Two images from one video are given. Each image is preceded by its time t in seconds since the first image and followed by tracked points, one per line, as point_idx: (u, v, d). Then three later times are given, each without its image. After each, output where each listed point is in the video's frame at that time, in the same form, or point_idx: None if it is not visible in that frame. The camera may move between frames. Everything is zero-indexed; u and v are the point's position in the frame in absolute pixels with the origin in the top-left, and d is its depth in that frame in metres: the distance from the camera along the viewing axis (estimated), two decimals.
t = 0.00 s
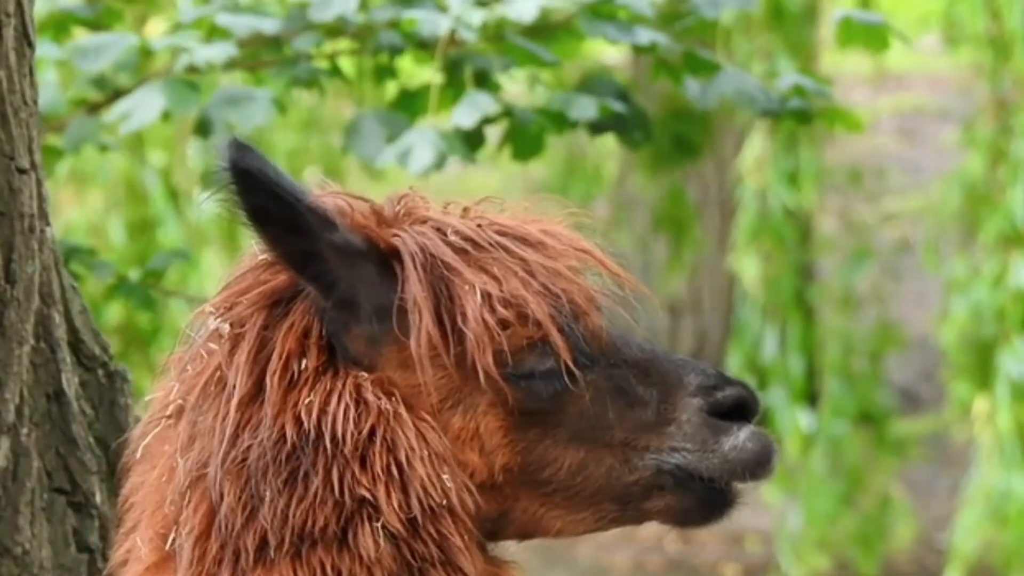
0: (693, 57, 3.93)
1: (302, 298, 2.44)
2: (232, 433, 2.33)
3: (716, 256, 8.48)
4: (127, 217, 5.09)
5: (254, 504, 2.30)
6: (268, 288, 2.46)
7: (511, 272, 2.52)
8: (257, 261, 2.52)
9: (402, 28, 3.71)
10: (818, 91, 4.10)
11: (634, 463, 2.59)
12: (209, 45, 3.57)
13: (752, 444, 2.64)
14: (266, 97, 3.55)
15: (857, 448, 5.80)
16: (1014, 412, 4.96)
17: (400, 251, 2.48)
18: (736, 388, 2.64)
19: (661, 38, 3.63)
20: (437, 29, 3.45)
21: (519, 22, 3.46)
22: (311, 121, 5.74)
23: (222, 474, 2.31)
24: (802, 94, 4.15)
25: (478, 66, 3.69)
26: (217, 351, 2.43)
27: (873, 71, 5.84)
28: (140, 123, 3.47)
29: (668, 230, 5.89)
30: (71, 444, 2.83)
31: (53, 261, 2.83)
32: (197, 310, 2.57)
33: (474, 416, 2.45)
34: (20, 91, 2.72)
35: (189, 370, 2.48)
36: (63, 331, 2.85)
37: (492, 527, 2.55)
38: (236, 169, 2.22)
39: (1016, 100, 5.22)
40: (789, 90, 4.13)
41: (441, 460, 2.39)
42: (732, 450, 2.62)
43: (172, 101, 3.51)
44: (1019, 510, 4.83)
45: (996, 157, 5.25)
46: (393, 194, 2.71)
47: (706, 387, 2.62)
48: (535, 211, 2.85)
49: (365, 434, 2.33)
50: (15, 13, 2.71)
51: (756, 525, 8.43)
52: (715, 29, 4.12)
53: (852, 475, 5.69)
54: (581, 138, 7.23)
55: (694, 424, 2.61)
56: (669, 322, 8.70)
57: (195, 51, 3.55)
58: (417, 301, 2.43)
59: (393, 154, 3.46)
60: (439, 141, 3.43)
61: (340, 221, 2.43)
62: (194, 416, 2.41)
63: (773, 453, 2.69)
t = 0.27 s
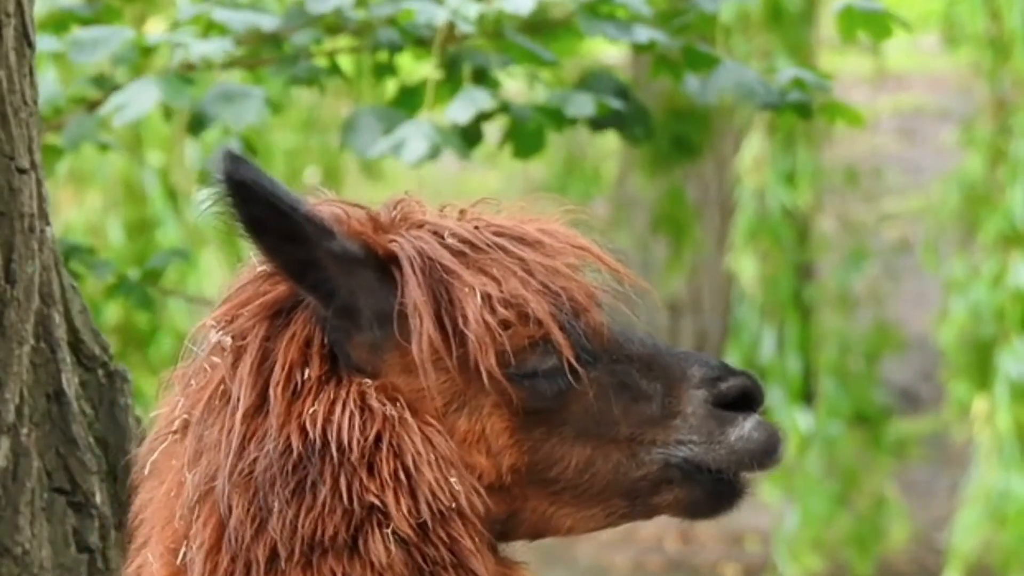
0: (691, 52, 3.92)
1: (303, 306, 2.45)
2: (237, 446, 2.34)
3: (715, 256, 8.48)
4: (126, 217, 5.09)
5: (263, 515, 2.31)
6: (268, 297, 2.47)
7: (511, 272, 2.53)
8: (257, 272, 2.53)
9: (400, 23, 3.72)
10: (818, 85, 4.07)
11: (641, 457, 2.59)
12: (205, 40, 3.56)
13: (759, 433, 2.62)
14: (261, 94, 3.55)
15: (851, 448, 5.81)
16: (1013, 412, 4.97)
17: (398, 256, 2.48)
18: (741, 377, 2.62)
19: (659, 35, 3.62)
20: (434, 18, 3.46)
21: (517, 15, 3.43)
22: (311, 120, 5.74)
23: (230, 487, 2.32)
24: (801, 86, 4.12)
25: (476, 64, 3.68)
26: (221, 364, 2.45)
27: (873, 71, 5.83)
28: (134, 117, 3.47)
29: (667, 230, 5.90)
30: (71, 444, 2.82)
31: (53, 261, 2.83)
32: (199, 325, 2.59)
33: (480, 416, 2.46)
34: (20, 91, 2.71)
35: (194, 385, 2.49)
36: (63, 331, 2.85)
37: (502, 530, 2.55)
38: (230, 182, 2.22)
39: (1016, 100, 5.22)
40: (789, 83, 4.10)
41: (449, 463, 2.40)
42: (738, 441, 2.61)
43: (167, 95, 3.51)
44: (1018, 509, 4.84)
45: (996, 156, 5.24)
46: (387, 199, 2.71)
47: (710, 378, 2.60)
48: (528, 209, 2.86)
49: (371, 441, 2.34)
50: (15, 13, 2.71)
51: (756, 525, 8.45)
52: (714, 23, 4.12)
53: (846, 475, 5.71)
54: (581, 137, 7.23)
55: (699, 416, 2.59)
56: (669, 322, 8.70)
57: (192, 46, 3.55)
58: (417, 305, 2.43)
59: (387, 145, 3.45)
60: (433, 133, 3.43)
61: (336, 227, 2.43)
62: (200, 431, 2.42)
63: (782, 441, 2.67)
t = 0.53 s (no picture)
0: (691, 48, 3.90)
1: (319, 333, 2.47)
2: (268, 475, 2.35)
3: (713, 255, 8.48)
4: (125, 217, 5.09)
5: (299, 541, 2.32)
6: (283, 325, 2.51)
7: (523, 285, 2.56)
8: (273, 298, 2.57)
9: (396, 15, 3.72)
10: (818, 82, 4.06)
11: (670, 449, 2.64)
12: (201, 36, 3.58)
13: (783, 413, 2.66)
14: (257, 86, 3.57)
15: (846, 447, 5.83)
16: (1013, 412, 4.97)
17: (411, 278, 2.48)
18: (760, 358, 2.64)
19: (659, 26, 3.60)
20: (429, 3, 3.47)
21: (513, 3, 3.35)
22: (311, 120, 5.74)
23: (263, 515, 2.33)
24: (802, 85, 4.11)
25: (474, 55, 3.66)
26: (244, 394, 2.47)
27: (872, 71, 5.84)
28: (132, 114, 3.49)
29: (666, 230, 5.90)
30: (71, 444, 2.82)
31: (53, 261, 2.84)
32: (216, 356, 2.62)
33: (506, 426, 2.50)
34: (20, 92, 2.71)
35: (216, 417, 2.52)
36: (63, 331, 2.85)
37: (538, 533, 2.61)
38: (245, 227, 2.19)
39: (1015, 100, 5.23)
40: (789, 81, 4.08)
41: (484, 480, 2.44)
42: (764, 423, 2.65)
43: (163, 90, 3.52)
44: (1017, 509, 4.84)
45: (995, 157, 5.25)
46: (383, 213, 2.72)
47: (730, 363, 2.64)
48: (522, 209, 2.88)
49: (406, 463, 2.36)
50: (15, 13, 2.71)
51: (755, 525, 8.47)
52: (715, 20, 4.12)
53: (840, 476, 5.76)
54: (580, 138, 7.23)
55: (722, 403, 2.63)
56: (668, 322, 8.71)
57: (188, 40, 3.56)
58: (434, 328, 2.43)
59: (382, 132, 3.47)
60: (428, 120, 3.43)
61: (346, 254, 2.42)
62: (225, 461, 2.43)
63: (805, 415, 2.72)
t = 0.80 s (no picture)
0: (690, 42, 3.89)
1: (347, 351, 2.53)
2: (294, 495, 2.44)
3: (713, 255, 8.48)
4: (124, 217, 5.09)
5: (322, 562, 2.41)
6: (312, 343, 2.56)
7: (548, 298, 2.61)
8: (299, 317, 2.62)
9: (396, 16, 3.71)
10: (819, 75, 4.02)
11: (700, 463, 2.67)
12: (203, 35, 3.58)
13: (814, 425, 2.67)
14: (258, 87, 3.57)
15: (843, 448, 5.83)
16: (1013, 413, 4.97)
17: (435, 292, 2.55)
18: (791, 370, 2.67)
19: (658, 22, 3.62)
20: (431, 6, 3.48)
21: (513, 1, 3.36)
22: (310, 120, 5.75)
23: (289, 536, 2.42)
24: (802, 77, 4.08)
25: (474, 53, 3.69)
26: (272, 414, 2.55)
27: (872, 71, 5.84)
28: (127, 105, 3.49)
29: (666, 230, 5.90)
30: (71, 444, 2.82)
31: (53, 261, 2.83)
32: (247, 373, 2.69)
33: (535, 441, 2.55)
34: (20, 91, 2.70)
35: (245, 434, 2.60)
36: (63, 331, 2.85)
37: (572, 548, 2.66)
38: (266, 241, 2.25)
39: (1014, 100, 5.23)
40: (789, 73, 4.04)
41: (504, 496, 2.50)
42: (796, 436, 2.66)
43: (161, 85, 3.52)
44: (1017, 509, 4.85)
45: (994, 157, 5.25)
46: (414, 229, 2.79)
47: (760, 376, 2.67)
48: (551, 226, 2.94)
49: (425, 481, 2.43)
50: (15, 13, 2.70)
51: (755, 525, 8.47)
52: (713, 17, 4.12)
53: (836, 476, 5.75)
54: (580, 137, 7.23)
55: (753, 417, 2.66)
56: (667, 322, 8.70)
57: (189, 39, 3.56)
58: (457, 341, 2.49)
59: (384, 136, 3.48)
60: (430, 124, 3.43)
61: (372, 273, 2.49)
62: (255, 481, 2.52)
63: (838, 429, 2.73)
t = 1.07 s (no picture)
0: (688, 39, 3.89)
1: (364, 366, 2.56)
2: (307, 515, 2.49)
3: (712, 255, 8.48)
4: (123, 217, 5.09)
5: None
6: (331, 359, 2.61)
7: (563, 311, 2.62)
8: (318, 333, 2.67)
9: (396, 16, 3.71)
10: (818, 70, 4.00)
11: (718, 478, 2.66)
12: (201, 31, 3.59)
13: (833, 441, 2.68)
14: (255, 80, 3.57)
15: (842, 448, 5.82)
16: (1013, 413, 4.97)
17: (451, 306, 2.57)
18: (810, 385, 2.68)
19: (657, 21, 3.65)
20: (431, 8, 3.49)
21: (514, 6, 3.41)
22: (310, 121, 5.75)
23: (301, 555, 2.46)
24: (801, 72, 4.06)
25: (474, 54, 3.69)
26: (289, 430, 2.60)
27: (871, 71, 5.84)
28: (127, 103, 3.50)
29: (666, 231, 5.91)
30: (71, 445, 2.81)
31: (53, 261, 2.83)
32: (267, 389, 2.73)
33: (549, 456, 2.56)
34: (20, 92, 2.70)
35: (264, 450, 2.64)
36: (63, 332, 2.85)
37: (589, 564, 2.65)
38: (276, 250, 2.28)
39: (1014, 100, 5.23)
40: (789, 69, 4.03)
41: (510, 513, 2.51)
42: (813, 451, 2.68)
43: (160, 82, 3.53)
44: (1017, 509, 4.85)
45: (994, 157, 5.25)
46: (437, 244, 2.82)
47: (778, 391, 2.67)
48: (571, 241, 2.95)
49: (430, 499, 2.47)
50: (15, 13, 2.69)
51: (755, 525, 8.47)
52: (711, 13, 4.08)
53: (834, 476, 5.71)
54: (579, 137, 7.23)
55: (771, 431, 2.66)
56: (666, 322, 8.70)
57: (187, 35, 3.57)
58: (473, 354, 2.52)
59: (384, 141, 3.48)
60: (431, 127, 3.43)
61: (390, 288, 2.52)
62: (271, 498, 2.57)
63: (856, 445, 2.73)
